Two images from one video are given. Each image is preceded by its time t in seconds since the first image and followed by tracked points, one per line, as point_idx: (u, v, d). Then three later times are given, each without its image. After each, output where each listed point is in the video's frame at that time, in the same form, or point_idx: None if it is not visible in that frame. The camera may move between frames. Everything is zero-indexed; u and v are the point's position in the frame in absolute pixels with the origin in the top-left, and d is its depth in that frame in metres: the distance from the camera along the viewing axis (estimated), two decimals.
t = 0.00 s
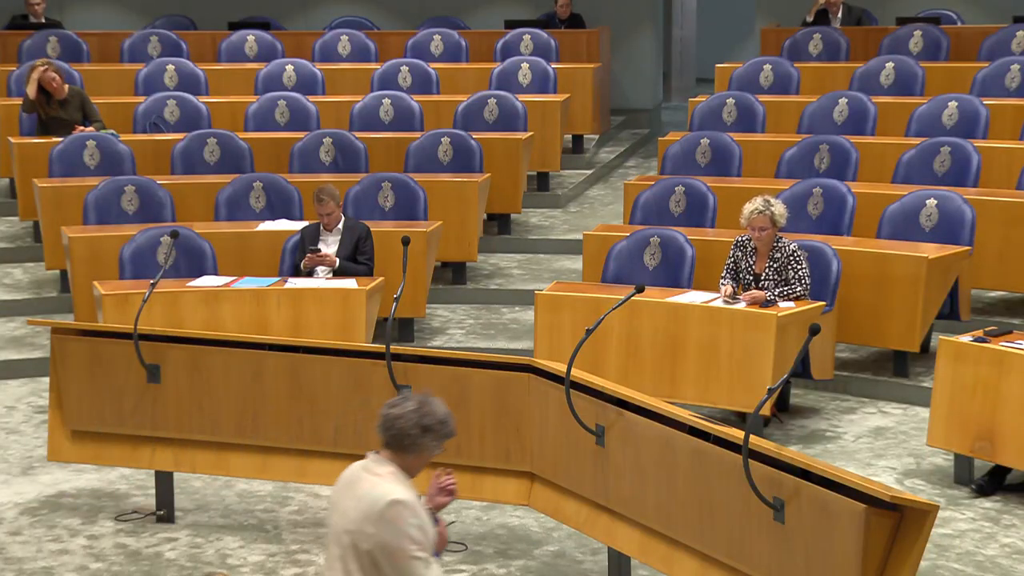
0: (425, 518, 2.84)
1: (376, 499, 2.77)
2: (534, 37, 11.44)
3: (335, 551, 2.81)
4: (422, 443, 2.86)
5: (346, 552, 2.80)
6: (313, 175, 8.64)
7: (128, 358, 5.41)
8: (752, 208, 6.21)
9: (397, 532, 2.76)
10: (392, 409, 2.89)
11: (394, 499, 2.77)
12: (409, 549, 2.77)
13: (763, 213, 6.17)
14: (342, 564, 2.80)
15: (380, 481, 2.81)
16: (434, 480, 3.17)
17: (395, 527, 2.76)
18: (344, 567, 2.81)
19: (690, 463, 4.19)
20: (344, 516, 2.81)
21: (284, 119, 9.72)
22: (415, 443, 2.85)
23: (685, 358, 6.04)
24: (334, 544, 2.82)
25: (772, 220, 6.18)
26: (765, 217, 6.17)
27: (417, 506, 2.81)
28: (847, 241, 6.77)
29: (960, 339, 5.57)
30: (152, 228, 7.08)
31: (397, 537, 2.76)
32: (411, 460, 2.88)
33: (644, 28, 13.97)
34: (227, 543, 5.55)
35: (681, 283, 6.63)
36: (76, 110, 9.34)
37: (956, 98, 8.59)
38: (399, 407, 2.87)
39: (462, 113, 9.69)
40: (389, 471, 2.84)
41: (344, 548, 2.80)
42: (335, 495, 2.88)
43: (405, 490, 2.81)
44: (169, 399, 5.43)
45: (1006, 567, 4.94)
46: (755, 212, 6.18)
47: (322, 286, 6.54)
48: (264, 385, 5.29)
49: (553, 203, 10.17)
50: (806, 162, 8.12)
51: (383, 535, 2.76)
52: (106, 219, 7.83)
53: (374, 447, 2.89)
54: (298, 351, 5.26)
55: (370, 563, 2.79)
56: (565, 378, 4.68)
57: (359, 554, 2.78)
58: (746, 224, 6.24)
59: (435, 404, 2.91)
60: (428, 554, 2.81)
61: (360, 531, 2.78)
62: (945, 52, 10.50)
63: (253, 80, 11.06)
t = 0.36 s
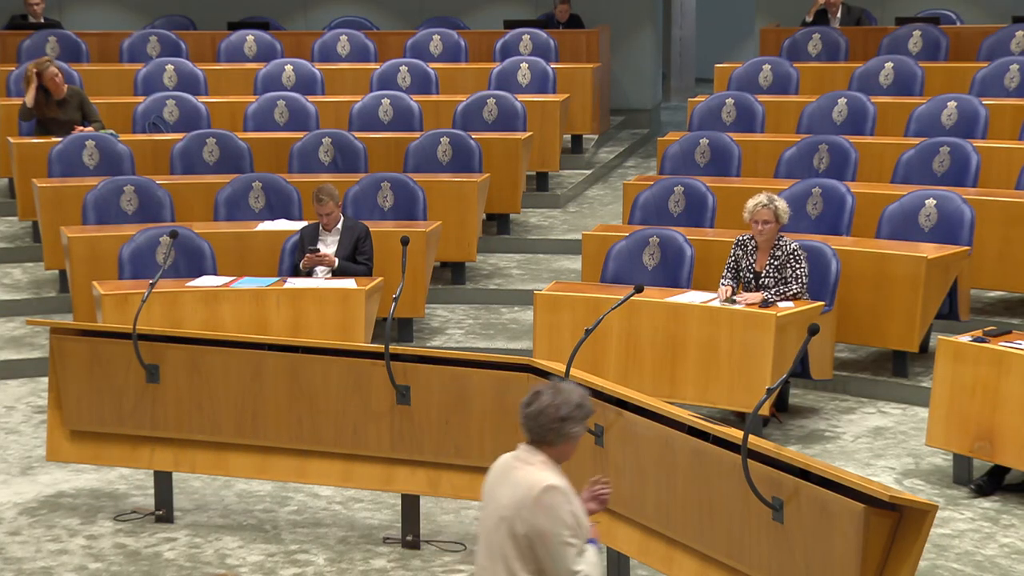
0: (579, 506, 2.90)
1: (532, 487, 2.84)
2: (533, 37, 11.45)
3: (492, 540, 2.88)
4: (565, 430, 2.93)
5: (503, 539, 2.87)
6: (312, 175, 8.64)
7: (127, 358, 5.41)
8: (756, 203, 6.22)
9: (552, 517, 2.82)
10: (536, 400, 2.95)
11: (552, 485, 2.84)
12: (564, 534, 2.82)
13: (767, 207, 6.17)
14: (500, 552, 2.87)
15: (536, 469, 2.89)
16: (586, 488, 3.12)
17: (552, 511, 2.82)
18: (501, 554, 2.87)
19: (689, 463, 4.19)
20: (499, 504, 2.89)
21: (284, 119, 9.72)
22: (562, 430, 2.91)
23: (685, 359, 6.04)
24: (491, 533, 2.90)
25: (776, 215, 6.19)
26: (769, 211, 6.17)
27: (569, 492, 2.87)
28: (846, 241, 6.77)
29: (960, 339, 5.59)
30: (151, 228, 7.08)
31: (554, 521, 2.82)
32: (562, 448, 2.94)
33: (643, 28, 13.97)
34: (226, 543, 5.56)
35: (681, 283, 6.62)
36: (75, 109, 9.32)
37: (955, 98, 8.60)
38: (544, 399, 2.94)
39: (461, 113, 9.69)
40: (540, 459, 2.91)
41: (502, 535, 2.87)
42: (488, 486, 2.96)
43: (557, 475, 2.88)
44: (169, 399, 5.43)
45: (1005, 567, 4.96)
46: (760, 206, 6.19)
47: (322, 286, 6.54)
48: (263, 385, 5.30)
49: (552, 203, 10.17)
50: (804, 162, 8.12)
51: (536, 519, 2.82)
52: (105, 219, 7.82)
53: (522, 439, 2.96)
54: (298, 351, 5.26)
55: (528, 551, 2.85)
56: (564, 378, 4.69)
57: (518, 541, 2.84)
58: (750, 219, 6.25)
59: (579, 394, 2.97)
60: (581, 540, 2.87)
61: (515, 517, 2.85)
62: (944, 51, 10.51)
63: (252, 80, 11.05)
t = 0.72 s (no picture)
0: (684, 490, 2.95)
1: (638, 469, 2.90)
2: (506, 36, 11.47)
3: (601, 515, 2.98)
4: (671, 413, 2.96)
5: (609, 518, 2.95)
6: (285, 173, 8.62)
7: (98, 357, 5.39)
8: (732, 199, 6.22)
9: (659, 501, 2.87)
10: (643, 382, 2.98)
11: (658, 469, 2.89)
12: (669, 518, 2.88)
13: (745, 204, 6.18)
14: (607, 529, 2.96)
15: (642, 451, 2.95)
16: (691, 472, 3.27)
17: (658, 494, 2.88)
18: (609, 530, 2.97)
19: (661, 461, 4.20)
20: (607, 483, 2.96)
21: (256, 117, 9.69)
22: (667, 414, 2.95)
23: (657, 357, 6.06)
24: (598, 510, 2.99)
25: (752, 212, 6.22)
26: (746, 208, 6.18)
27: (676, 477, 2.92)
28: (817, 239, 6.81)
29: (931, 336, 5.63)
30: (122, 227, 7.04)
31: (658, 504, 2.88)
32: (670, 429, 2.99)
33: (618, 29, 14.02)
34: (197, 542, 5.54)
35: (653, 281, 6.63)
36: (43, 107, 9.26)
37: (924, 98, 8.66)
38: (650, 381, 2.97)
39: (434, 112, 9.70)
40: (647, 441, 2.97)
41: (608, 512, 2.96)
42: (596, 462, 3.05)
43: (665, 458, 2.93)
44: (139, 398, 5.42)
45: (972, 562, 5.03)
46: (737, 202, 6.19)
47: (296, 285, 6.53)
48: (235, 384, 5.29)
49: (525, 202, 10.18)
50: (775, 160, 8.16)
51: (643, 501, 2.88)
52: (77, 219, 7.78)
53: (628, 420, 3.02)
54: (274, 350, 5.26)
55: (634, 531, 2.93)
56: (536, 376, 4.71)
57: (625, 519, 2.93)
58: (725, 215, 6.24)
59: (685, 378, 2.99)
60: (685, 524, 2.92)
61: (623, 497, 2.92)
62: (914, 50, 10.57)
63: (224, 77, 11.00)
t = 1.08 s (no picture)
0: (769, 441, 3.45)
1: (735, 429, 3.37)
2: (470, 44, 11.76)
3: (698, 471, 3.44)
4: (751, 373, 3.39)
5: (709, 473, 3.43)
6: (258, 175, 8.88)
7: (80, 351, 5.65)
8: (685, 200, 6.47)
9: (756, 455, 3.35)
10: (725, 349, 3.39)
11: (752, 427, 3.37)
12: (768, 469, 3.36)
13: (698, 204, 6.45)
14: (707, 484, 3.44)
15: (731, 412, 3.41)
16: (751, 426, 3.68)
17: (755, 450, 3.36)
18: (706, 484, 3.44)
19: (616, 447, 4.47)
20: (702, 445, 3.42)
21: (230, 121, 9.94)
22: (750, 375, 3.39)
23: (614, 349, 6.35)
24: (695, 468, 3.46)
25: (703, 211, 6.49)
26: (699, 208, 6.45)
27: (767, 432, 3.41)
28: (766, 237, 7.13)
29: (870, 329, 5.98)
30: (102, 227, 7.28)
31: (756, 459, 3.36)
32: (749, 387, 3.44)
33: (575, 36, 14.30)
34: (176, 528, 5.81)
35: (611, 278, 6.93)
36: (26, 113, 9.48)
37: (865, 103, 8.98)
38: (733, 347, 3.38)
39: (402, 116, 9.98)
40: (735, 403, 3.43)
41: (706, 469, 3.43)
42: (684, 423, 3.49)
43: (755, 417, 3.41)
44: (119, 389, 5.68)
45: (909, 541, 5.40)
46: (691, 203, 6.44)
47: (269, 282, 6.79)
48: (210, 375, 5.56)
49: (490, 203, 10.47)
50: (727, 162, 8.49)
51: (746, 457, 3.36)
52: (58, 219, 8.01)
53: (712, 383, 3.45)
54: (248, 344, 5.53)
55: (732, 483, 3.42)
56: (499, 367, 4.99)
57: (725, 474, 3.40)
58: (679, 215, 6.48)
59: (760, 340, 3.41)
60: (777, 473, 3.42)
61: (723, 455, 3.39)
62: (856, 58, 10.90)
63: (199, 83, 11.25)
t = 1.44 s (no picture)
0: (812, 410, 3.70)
1: (784, 397, 3.62)
2: (440, 55, 12.23)
3: (747, 434, 3.69)
4: (800, 345, 3.66)
5: (758, 436, 3.67)
6: (242, 177, 9.27)
7: (74, 342, 6.05)
8: (639, 204, 6.91)
9: (803, 419, 3.60)
10: (775, 324, 3.67)
11: (800, 396, 3.62)
12: (815, 434, 3.61)
13: (652, 208, 6.91)
14: (756, 447, 3.68)
15: (781, 382, 3.67)
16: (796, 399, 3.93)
17: (802, 415, 3.61)
18: (755, 448, 3.69)
19: (579, 431, 4.88)
20: (753, 410, 3.68)
21: (215, 127, 10.34)
22: (799, 346, 3.65)
23: (575, 340, 6.81)
24: (745, 432, 3.70)
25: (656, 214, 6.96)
26: (653, 211, 6.92)
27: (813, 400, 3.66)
28: (715, 235, 7.59)
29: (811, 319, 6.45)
30: (93, 227, 7.68)
31: (804, 424, 3.60)
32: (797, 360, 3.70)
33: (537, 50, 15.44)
34: (165, 508, 6.22)
35: (572, 273, 7.37)
36: (22, 120, 9.84)
37: (806, 110, 9.48)
38: (783, 321, 3.65)
39: (376, 123, 10.41)
40: (781, 373, 3.69)
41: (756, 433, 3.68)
42: (737, 390, 3.75)
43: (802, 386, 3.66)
44: (111, 379, 6.09)
45: (847, 515, 5.89)
46: (645, 207, 6.90)
47: (250, 278, 7.20)
48: (196, 365, 5.97)
49: (459, 203, 10.92)
50: (679, 166, 8.97)
51: (792, 421, 3.61)
52: (53, 219, 8.40)
53: (763, 353, 3.71)
54: (232, 336, 5.94)
55: (779, 447, 3.66)
56: (468, 357, 5.40)
57: (773, 438, 3.65)
58: (633, 218, 6.93)
59: (807, 317, 3.69)
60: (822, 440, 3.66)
61: (772, 419, 3.63)
62: (796, 69, 11.62)
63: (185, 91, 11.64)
